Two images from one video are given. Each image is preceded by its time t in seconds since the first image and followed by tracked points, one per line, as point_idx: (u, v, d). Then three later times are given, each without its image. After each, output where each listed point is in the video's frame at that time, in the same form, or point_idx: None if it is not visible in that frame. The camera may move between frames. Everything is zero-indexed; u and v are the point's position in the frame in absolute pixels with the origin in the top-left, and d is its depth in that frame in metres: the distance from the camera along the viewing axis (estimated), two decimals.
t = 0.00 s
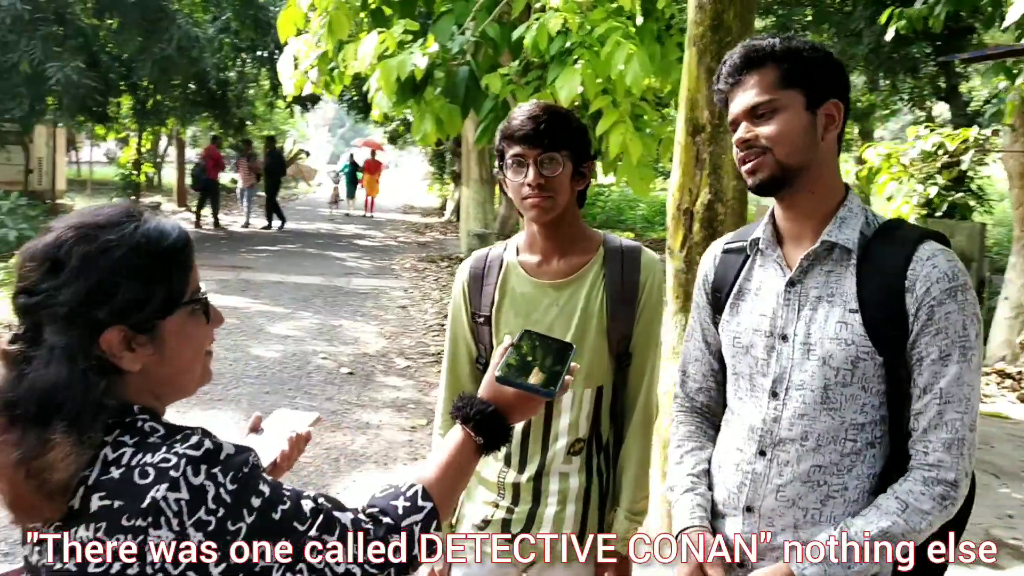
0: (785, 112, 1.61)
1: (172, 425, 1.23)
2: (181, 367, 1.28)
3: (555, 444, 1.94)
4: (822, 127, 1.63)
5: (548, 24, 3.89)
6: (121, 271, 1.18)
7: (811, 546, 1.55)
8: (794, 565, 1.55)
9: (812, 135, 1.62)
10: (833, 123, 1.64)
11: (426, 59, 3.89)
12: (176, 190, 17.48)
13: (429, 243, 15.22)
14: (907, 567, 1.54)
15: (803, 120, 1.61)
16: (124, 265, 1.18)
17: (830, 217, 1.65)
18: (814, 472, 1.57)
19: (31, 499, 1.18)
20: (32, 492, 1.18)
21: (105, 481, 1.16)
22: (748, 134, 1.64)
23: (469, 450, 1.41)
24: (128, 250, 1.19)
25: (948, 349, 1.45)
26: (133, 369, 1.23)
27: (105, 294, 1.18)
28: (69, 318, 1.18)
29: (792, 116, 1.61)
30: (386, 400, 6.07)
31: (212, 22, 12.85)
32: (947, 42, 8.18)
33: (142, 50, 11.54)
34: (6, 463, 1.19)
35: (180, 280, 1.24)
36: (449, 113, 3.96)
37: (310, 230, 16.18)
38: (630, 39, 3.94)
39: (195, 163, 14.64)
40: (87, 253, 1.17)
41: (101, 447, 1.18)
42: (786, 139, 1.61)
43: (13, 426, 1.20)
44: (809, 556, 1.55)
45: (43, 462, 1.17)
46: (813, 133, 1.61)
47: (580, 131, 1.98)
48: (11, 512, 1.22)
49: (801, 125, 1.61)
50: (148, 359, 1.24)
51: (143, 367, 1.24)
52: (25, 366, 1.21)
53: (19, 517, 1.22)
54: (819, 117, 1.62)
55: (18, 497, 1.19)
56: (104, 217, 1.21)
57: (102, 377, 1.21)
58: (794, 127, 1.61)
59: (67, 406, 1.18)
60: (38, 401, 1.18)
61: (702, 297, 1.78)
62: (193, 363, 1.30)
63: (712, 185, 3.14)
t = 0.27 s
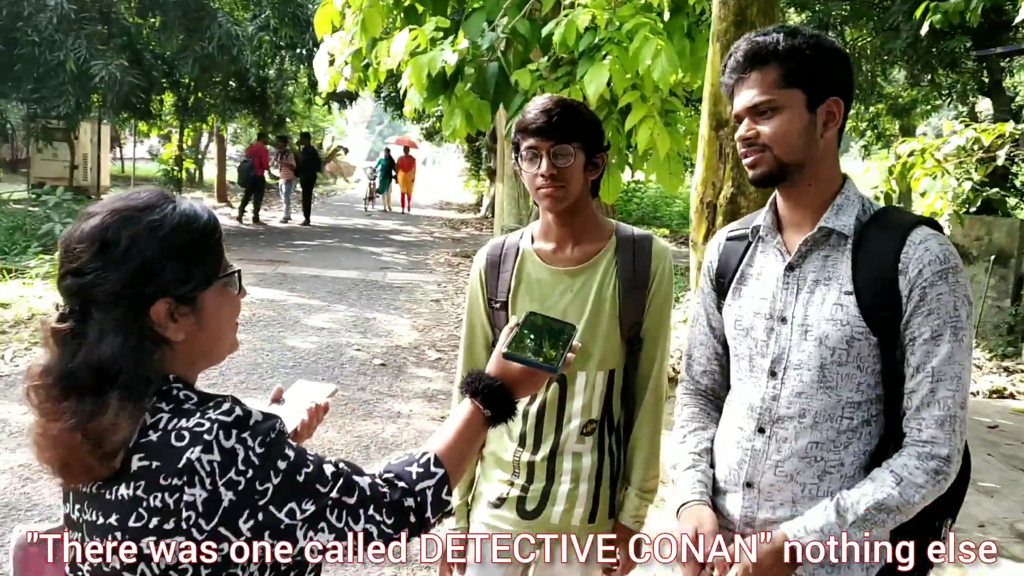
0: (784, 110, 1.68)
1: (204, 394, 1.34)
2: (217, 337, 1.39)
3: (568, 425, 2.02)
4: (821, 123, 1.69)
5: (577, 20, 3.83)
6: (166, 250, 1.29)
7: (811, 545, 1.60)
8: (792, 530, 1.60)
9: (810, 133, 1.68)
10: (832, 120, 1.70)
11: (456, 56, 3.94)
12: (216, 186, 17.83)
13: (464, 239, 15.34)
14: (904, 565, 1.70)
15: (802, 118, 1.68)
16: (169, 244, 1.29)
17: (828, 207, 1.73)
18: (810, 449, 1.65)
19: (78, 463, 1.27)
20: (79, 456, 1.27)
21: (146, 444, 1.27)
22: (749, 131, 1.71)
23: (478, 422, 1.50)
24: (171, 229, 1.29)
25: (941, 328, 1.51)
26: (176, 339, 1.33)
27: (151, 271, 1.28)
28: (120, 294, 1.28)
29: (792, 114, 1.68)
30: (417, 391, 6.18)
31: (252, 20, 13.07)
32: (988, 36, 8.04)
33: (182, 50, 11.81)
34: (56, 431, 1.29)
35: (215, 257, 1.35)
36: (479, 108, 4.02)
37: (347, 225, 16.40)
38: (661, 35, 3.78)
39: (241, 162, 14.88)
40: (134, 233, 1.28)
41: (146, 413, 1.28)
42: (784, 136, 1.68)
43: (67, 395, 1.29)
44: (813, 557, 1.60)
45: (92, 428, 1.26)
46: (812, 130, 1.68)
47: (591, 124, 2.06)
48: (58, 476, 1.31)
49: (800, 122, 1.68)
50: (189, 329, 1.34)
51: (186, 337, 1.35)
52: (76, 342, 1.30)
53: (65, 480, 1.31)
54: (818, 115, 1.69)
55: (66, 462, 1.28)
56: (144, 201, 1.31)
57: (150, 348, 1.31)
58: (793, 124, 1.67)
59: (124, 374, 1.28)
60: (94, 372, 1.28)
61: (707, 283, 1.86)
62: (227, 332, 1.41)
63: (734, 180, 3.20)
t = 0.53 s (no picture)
0: (787, 108, 1.70)
1: (218, 378, 1.39)
2: (233, 327, 1.44)
3: (572, 416, 2.08)
4: (823, 120, 1.72)
5: (593, 20, 3.83)
6: (192, 241, 1.35)
7: (811, 546, 1.62)
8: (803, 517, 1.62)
9: (812, 130, 1.71)
10: (833, 117, 1.73)
11: (473, 55, 3.98)
12: (239, 184, 18.02)
13: (484, 238, 15.39)
14: (905, 566, 1.73)
15: (804, 115, 1.70)
16: (196, 233, 1.36)
17: (827, 203, 1.77)
18: (812, 439, 1.68)
19: (101, 440, 1.34)
20: (102, 434, 1.33)
21: (164, 426, 1.33)
22: (753, 128, 1.74)
23: (481, 410, 1.56)
24: (199, 220, 1.36)
25: (942, 322, 1.54)
26: (193, 326, 1.39)
27: (176, 259, 1.35)
28: (143, 281, 1.34)
29: (795, 111, 1.70)
30: (434, 387, 6.25)
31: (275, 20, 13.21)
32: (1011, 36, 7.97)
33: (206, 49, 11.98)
34: (79, 409, 1.34)
35: (237, 250, 1.42)
36: (495, 107, 4.03)
37: (367, 225, 16.52)
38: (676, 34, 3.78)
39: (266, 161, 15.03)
40: (160, 223, 1.34)
41: (164, 395, 1.33)
42: (787, 134, 1.70)
43: (90, 373, 1.35)
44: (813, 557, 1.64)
45: (113, 407, 1.32)
46: (813, 127, 1.71)
47: (595, 121, 2.12)
48: (81, 454, 1.37)
49: (802, 120, 1.70)
50: (205, 318, 1.40)
51: (201, 324, 1.40)
52: (99, 324, 1.36)
53: (88, 458, 1.37)
54: (820, 112, 1.71)
55: (90, 440, 1.35)
56: (170, 194, 1.38)
57: (169, 333, 1.37)
58: (796, 122, 1.70)
59: (146, 356, 1.34)
60: (116, 354, 1.34)
61: (706, 276, 1.90)
62: (241, 324, 1.46)
63: (747, 178, 3.22)
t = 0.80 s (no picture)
0: (787, 106, 1.71)
1: (229, 370, 1.42)
2: (245, 325, 1.46)
3: (571, 410, 2.12)
4: (822, 118, 1.74)
5: (598, 21, 3.84)
6: (210, 241, 1.38)
7: (812, 547, 1.64)
8: (808, 511, 1.63)
9: (812, 128, 1.72)
10: (832, 115, 1.74)
11: (479, 55, 4.01)
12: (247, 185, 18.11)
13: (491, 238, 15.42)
14: (905, 566, 1.75)
15: (804, 113, 1.72)
16: (215, 232, 1.38)
17: (828, 200, 1.78)
18: (812, 433, 1.69)
19: (115, 429, 1.36)
20: (117, 422, 1.36)
21: (177, 417, 1.36)
22: (753, 126, 1.75)
23: (483, 405, 1.58)
24: (218, 222, 1.38)
25: (942, 317, 1.55)
26: (204, 322, 1.42)
27: (194, 258, 1.37)
28: (159, 276, 1.36)
29: (794, 109, 1.71)
30: (441, 386, 6.28)
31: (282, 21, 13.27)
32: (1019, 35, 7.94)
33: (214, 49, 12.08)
34: (95, 398, 1.37)
35: (253, 251, 1.44)
36: (501, 107, 4.05)
37: (375, 225, 16.57)
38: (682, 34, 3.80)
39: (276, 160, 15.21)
40: (181, 220, 1.36)
41: (176, 385, 1.37)
42: (788, 132, 1.71)
43: (105, 365, 1.37)
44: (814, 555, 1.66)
45: (128, 397, 1.35)
46: (813, 125, 1.72)
47: (596, 121, 2.16)
48: (96, 442, 1.40)
49: (802, 118, 1.72)
50: (217, 315, 1.42)
51: (212, 321, 1.43)
52: (114, 316, 1.39)
53: (102, 447, 1.40)
54: (819, 111, 1.73)
55: (105, 428, 1.37)
56: (190, 193, 1.40)
57: (182, 326, 1.39)
58: (796, 120, 1.71)
59: (160, 349, 1.36)
60: (131, 347, 1.36)
61: (707, 273, 1.93)
62: (253, 323, 1.48)
63: (751, 177, 3.21)
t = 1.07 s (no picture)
0: (784, 109, 1.74)
1: (246, 367, 1.44)
2: (263, 314, 1.50)
3: (570, 409, 2.16)
4: (820, 121, 1.76)
5: (600, 23, 3.86)
6: (223, 237, 1.40)
7: (812, 547, 1.66)
8: (806, 510, 1.65)
9: (808, 131, 1.75)
10: (830, 117, 1.76)
11: (481, 57, 4.04)
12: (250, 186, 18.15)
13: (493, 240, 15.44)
14: (905, 567, 1.78)
15: (801, 116, 1.74)
16: (225, 226, 1.41)
17: (823, 201, 1.80)
18: (810, 431, 1.71)
19: (133, 426, 1.38)
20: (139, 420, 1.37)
21: (197, 414, 1.38)
22: (751, 129, 1.78)
23: (488, 406, 1.60)
24: (227, 215, 1.41)
25: (936, 316, 1.57)
26: (225, 316, 1.44)
27: (207, 253, 1.39)
28: (178, 276, 1.39)
29: (791, 112, 1.74)
30: (443, 387, 6.30)
31: (285, 23, 13.31)
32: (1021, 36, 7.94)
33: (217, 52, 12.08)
34: (120, 398, 1.38)
35: (262, 241, 1.46)
36: (503, 109, 4.07)
37: (378, 227, 16.61)
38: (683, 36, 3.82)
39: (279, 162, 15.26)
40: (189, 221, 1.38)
41: (198, 382, 1.38)
42: (785, 135, 1.74)
43: (131, 366, 1.39)
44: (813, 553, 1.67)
45: (153, 396, 1.36)
46: (810, 128, 1.74)
47: (597, 122, 2.18)
48: (113, 438, 1.42)
49: (799, 121, 1.74)
50: (236, 307, 1.45)
51: (233, 314, 1.46)
52: (138, 320, 1.40)
53: (119, 443, 1.41)
54: (816, 113, 1.75)
55: (124, 428, 1.39)
56: (193, 191, 1.42)
57: (205, 322, 1.42)
58: (793, 123, 1.74)
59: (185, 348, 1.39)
60: (155, 348, 1.38)
61: (709, 273, 1.95)
62: (269, 311, 1.52)
63: (751, 178, 3.23)
